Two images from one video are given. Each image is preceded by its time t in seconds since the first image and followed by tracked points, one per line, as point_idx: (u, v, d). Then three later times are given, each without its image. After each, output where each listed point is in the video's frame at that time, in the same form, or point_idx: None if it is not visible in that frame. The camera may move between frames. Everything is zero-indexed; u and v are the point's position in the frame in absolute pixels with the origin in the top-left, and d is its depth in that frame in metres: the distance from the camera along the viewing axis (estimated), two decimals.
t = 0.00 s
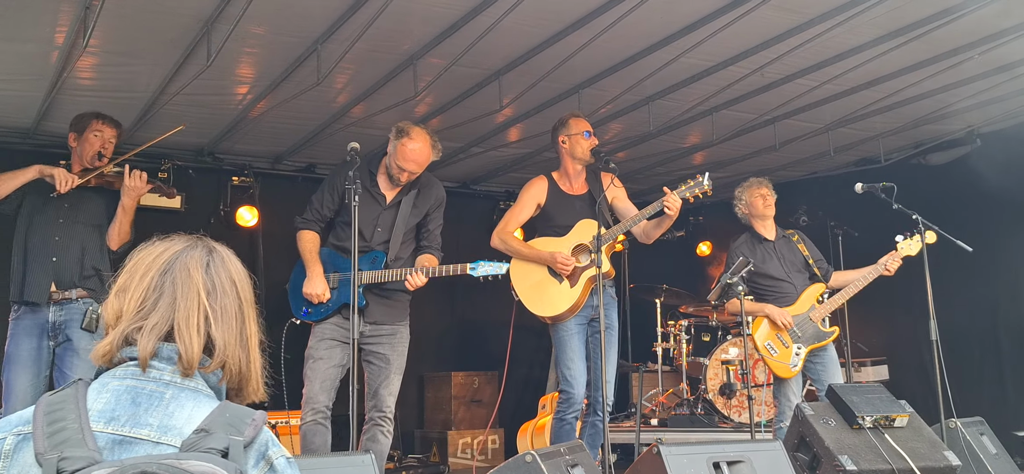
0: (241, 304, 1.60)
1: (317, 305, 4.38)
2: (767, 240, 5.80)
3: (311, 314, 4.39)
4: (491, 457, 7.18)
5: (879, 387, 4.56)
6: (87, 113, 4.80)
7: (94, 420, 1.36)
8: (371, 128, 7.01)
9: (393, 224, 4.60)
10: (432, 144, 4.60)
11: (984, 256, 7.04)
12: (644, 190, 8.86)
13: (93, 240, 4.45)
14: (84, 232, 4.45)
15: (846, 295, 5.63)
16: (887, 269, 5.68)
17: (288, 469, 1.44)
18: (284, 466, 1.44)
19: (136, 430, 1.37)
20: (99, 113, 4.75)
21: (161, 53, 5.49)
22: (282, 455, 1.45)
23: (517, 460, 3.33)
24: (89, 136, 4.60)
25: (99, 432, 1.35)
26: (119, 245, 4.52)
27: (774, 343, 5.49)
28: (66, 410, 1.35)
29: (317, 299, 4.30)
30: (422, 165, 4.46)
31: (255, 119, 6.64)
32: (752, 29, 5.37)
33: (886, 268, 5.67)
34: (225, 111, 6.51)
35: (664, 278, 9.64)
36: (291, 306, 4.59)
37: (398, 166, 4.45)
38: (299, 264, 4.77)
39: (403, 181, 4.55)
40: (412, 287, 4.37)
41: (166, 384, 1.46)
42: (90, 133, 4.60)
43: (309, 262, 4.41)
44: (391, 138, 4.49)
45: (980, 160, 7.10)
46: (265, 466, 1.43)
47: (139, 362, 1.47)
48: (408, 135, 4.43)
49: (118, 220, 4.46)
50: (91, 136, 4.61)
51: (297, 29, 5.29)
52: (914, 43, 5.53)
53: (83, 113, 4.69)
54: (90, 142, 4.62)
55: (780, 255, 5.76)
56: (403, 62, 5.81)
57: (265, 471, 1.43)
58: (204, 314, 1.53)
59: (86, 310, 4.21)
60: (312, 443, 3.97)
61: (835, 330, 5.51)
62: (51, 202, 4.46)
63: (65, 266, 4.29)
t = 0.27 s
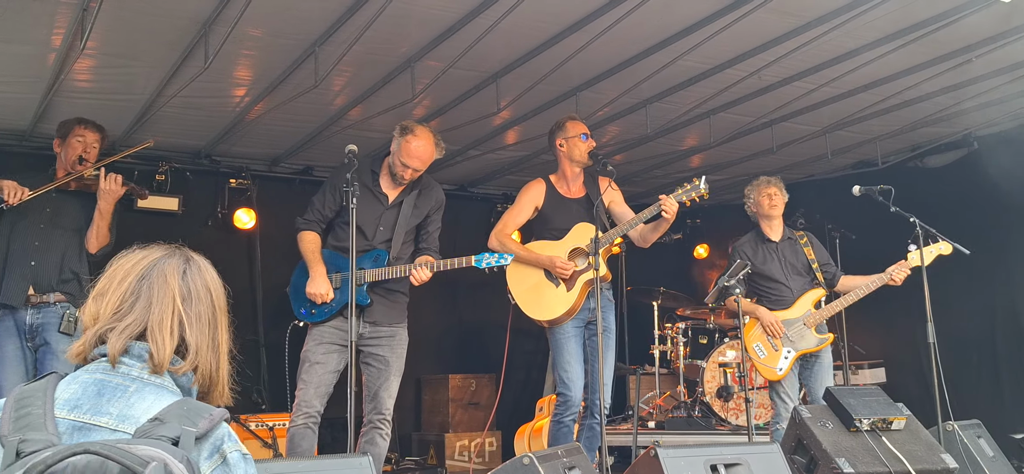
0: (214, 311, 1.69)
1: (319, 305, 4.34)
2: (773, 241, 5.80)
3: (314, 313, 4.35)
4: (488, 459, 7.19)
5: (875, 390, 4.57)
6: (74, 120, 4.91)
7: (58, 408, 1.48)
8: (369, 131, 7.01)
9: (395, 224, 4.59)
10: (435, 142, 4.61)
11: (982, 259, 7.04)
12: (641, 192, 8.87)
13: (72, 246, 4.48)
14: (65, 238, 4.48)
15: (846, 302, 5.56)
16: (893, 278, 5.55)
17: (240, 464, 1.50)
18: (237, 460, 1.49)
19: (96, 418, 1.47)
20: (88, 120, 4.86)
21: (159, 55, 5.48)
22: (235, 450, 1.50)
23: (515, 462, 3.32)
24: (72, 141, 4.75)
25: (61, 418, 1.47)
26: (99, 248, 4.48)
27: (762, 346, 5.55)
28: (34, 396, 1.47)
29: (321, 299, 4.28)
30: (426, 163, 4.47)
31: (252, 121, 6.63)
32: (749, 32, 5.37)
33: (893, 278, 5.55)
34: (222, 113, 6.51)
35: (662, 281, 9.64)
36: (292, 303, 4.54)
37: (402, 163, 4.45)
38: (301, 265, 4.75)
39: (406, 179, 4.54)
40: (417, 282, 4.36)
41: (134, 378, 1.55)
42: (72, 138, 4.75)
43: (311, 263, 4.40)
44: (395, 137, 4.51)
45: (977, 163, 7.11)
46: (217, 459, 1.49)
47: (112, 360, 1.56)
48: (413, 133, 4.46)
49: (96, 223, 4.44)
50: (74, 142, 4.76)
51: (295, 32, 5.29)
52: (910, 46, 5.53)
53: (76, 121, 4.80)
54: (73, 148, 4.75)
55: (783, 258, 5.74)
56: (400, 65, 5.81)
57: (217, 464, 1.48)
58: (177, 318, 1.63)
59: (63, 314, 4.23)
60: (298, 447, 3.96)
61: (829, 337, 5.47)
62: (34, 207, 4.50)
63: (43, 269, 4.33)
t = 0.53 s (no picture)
0: (206, 306, 1.70)
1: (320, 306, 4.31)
2: (778, 244, 5.73)
3: (314, 314, 4.30)
4: (485, 461, 7.19)
5: (872, 392, 4.58)
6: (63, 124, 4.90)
7: (47, 399, 1.49)
8: (365, 133, 7.01)
9: (395, 225, 4.60)
10: (435, 144, 4.61)
11: (979, 260, 7.04)
12: (638, 194, 8.87)
13: (56, 250, 4.46)
14: (49, 242, 4.47)
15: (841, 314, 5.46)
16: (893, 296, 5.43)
17: (219, 456, 1.49)
18: (217, 452, 1.49)
19: (81, 408, 1.48)
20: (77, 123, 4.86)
21: (155, 56, 5.48)
22: (214, 441, 1.49)
23: (512, 464, 3.31)
24: (58, 144, 4.74)
25: (49, 408, 1.48)
26: (83, 252, 4.53)
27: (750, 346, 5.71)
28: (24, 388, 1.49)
29: (322, 301, 4.25)
30: (427, 162, 4.47)
31: (249, 123, 6.63)
32: (745, 34, 5.38)
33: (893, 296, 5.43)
34: (219, 115, 6.51)
35: (659, 283, 9.64)
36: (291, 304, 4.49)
37: (403, 163, 4.44)
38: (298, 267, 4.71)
39: (406, 179, 4.53)
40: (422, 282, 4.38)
41: (124, 372, 1.57)
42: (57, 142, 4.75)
43: (311, 265, 4.38)
44: (395, 137, 4.50)
45: (973, 165, 7.11)
46: (197, 451, 1.48)
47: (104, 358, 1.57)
48: (414, 133, 4.45)
49: (81, 228, 4.52)
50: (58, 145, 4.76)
51: (292, 34, 5.29)
52: (907, 48, 5.53)
53: (63, 126, 4.82)
54: (59, 150, 4.74)
55: (786, 263, 5.68)
56: (397, 67, 5.81)
57: (196, 456, 1.48)
58: (169, 314, 1.64)
59: (52, 316, 4.25)
60: (295, 449, 3.95)
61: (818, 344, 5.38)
62: (22, 211, 4.49)
63: (30, 273, 4.32)
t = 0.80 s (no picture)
0: (203, 303, 1.64)
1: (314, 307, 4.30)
2: (785, 243, 5.69)
3: (309, 316, 4.29)
4: (480, 462, 7.19)
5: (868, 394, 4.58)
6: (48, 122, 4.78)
7: (40, 403, 1.43)
8: (361, 134, 7.01)
9: (391, 227, 4.60)
10: (435, 151, 4.59)
11: (975, 262, 7.05)
12: (634, 195, 8.87)
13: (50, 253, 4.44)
14: (43, 246, 4.46)
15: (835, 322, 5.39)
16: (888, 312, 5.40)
17: (215, 462, 1.42)
18: (212, 458, 1.42)
19: (73, 414, 1.42)
20: (64, 121, 4.74)
21: (152, 57, 5.47)
22: (210, 446, 1.43)
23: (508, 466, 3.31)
24: (45, 147, 4.59)
25: (41, 414, 1.42)
26: (77, 256, 4.45)
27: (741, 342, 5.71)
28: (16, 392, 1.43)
29: (317, 302, 4.25)
30: (427, 171, 4.46)
31: (245, 123, 6.63)
32: (742, 36, 5.38)
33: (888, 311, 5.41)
34: (215, 115, 6.50)
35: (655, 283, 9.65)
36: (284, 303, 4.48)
37: (402, 171, 4.44)
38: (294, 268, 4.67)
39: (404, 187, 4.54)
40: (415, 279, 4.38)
41: (119, 375, 1.51)
42: (44, 144, 4.59)
43: (305, 266, 4.37)
44: (395, 144, 4.47)
45: (969, 167, 7.12)
46: (192, 457, 1.42)
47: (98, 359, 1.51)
48: (414, 141, 4.43)
49: (71, 233, 4.43)
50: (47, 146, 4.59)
51: (288, 35, 5.29)
52: (903, 50, 5.54)
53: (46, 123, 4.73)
54: (48, 152, 4.59)
55: (788, 263, 5.65)
56: (393, 68, 5.81)
57: (191, 462, 1.42)
58: (166, 313, 1.57)
59: (48, 316, 4.28)
60: (303, 449, 4.00)
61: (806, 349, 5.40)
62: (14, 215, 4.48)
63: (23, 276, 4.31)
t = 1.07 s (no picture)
0: (200, 294, 1.58)
1: (304, 305, 4.32)
2: (786, 244, 5.68)
3: (299, 313, 4.32)
4: (475, 461, 7.17)
5: (864, 395, 4.59)
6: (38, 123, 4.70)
7: (32, 405, 1.41)
8: (358, 133, 7.01)
9: (385, 228, 4.60)
10: (434, 151, 4.61)
11: (971, 263, 7.06)
12: (630, 195, 8.88)
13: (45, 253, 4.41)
14: (39, 246, 4.43)
15: (834, 326, 5.39)
16: (887, 320, 5.41)
17: (210, 465, 1.37)
18: (208, 461, 1.37)
19: (65, 417, 1.39)
20: (55, 120, 4.71)
21: (148, 56, 5.48)
22: (206, 450, 1.38)
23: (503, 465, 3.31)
24: (37, 145, 4.56)
25: (32, 417, 1.40)
26: (72, 254, 4.43)
27: (738, 341, 5.80)
28: (8, 396, 1.41)
29: (307, 300, 4.26)
30: (424, 170, 4.47)
31: (242, 122, 6.62)
32: (738, 37, 5.38)
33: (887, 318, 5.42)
34: (211, 114, 6.50)
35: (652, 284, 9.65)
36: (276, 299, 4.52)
37: (398, 169, 4.44)
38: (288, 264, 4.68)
39: (401, 186, 4.53)
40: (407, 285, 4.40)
41: (113, 373, 1.47)
42: (36, 143, 4.57)
43: (299, 262, 4.37)
44: (393, 141, 4.48)
45: (964, 168, 7.13)
46: (188, 461, 1.37)
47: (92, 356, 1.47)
48: (411, 139, 4.43)
49: (65, 231, 4.39)
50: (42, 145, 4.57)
51: (284, 34, 5.29)
52: (899, 51, 5.55)
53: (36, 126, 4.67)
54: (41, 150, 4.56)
55: (788, 263, 5.65)
56: (390, 67, 5.81)
57: (186, 467, 1.37)
58: (159, 307, 1.52)
59: (45, 315, 4.27)
60: (312, 447, 3.97)
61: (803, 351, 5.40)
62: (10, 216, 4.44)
63: (20, 277, 4.29)
